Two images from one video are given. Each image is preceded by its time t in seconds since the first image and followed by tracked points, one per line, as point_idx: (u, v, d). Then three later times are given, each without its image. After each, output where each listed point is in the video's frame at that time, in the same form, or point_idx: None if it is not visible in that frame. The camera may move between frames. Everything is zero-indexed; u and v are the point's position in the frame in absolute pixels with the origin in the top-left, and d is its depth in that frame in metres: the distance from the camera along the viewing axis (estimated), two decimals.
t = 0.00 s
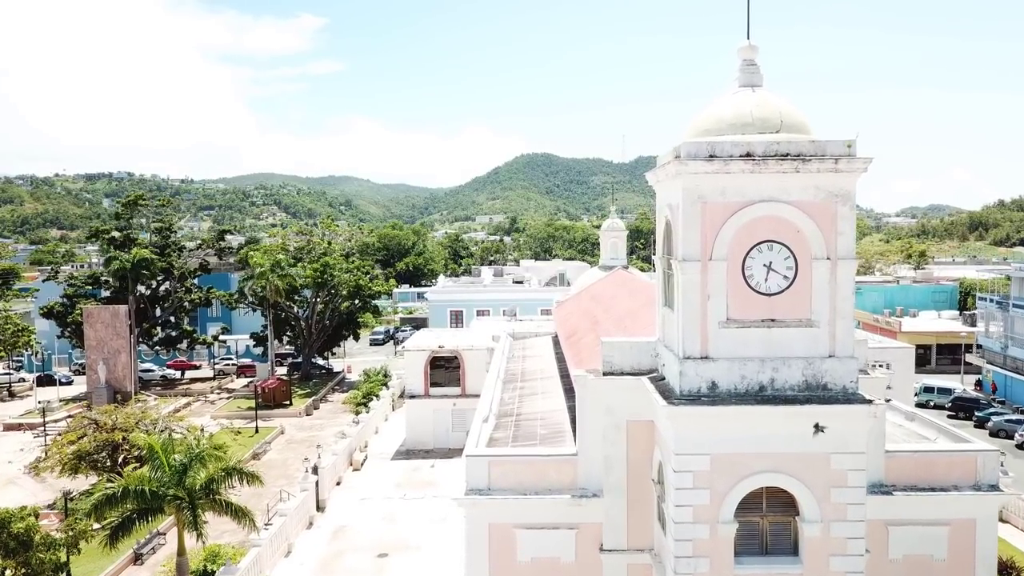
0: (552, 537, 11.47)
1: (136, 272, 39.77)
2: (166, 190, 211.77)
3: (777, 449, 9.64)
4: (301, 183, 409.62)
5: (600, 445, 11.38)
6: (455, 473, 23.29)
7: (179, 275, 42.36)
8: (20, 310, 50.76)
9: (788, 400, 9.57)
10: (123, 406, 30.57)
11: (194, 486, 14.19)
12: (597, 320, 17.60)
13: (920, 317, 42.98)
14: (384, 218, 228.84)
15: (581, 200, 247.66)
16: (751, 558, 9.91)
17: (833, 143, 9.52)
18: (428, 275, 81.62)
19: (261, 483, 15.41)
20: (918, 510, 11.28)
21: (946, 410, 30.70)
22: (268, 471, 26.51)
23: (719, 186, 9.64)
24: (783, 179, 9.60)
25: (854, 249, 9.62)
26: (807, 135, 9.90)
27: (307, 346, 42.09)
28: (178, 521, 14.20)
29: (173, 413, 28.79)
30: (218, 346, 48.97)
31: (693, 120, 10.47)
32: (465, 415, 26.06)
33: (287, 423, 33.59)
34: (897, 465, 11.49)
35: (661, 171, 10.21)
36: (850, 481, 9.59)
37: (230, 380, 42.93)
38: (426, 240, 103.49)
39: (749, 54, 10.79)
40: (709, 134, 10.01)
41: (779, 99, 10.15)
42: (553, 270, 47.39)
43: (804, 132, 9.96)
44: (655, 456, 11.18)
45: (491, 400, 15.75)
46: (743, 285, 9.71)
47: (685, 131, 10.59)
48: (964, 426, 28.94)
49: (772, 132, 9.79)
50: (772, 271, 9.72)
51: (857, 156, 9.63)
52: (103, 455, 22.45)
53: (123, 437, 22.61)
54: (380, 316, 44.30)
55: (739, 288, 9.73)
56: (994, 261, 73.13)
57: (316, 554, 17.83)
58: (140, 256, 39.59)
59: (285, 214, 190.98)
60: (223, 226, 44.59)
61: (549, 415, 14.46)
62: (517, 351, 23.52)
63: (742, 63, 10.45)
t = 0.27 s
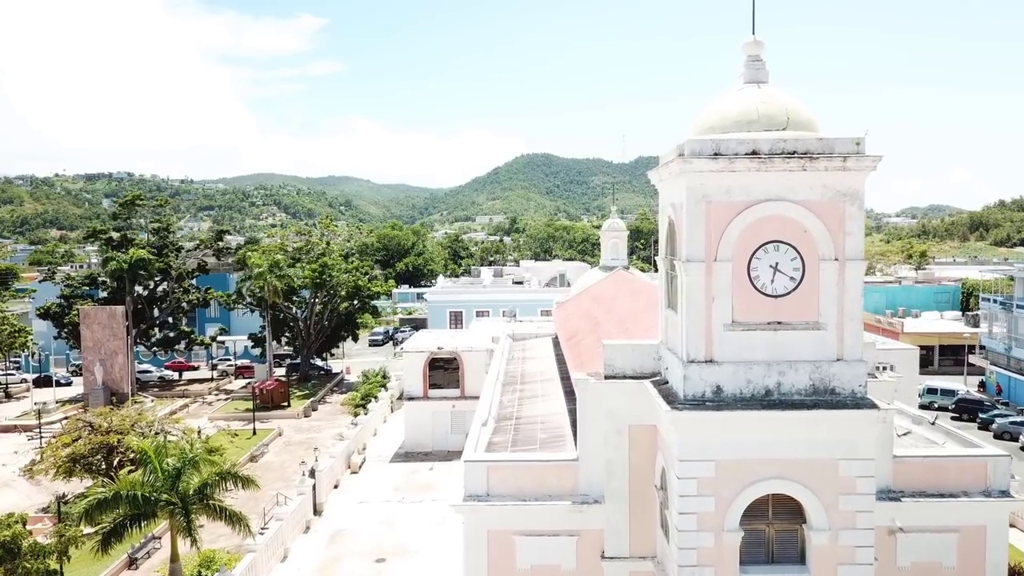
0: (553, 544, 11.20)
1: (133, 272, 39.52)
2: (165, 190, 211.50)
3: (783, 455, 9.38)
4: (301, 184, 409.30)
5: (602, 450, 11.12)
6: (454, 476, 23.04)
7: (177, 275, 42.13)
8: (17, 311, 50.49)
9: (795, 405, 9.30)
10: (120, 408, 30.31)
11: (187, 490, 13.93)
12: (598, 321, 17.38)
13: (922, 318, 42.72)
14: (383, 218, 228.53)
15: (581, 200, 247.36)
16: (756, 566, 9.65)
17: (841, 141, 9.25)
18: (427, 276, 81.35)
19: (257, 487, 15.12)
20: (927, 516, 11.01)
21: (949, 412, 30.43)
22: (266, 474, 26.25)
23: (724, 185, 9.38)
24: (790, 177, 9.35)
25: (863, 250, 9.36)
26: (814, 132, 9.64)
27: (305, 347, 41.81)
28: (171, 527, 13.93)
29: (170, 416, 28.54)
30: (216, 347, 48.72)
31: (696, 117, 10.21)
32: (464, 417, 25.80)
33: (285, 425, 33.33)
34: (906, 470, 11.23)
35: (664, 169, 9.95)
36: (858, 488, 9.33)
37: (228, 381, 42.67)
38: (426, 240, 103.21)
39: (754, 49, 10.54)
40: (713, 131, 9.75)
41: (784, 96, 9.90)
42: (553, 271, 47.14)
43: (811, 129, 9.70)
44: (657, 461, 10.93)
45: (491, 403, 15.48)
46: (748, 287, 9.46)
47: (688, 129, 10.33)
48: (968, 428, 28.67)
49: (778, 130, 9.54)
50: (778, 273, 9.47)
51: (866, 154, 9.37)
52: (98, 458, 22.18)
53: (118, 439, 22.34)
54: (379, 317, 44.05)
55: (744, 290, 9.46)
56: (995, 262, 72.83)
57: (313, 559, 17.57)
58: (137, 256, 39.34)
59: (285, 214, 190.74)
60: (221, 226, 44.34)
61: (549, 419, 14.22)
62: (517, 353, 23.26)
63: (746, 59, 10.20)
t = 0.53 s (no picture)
0: (553, 551, 10.97)
1: (131, 272, 39.32)
2: (165, 191, 211.31)
3: (789, 460, 9.16)
4: (301, 184, 408.97)
5: (603, 454, 10.91)
6: (453, 479, 22.81)
7: (175, 275, 42.04)
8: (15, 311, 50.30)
9: (801, 409, 9.08)
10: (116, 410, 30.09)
11: (181, 495, 13.69)
12: (598, 322, 17.18)
13: (924, 318, 42.48)
14: (383, 218, 228.29)
15: (580, 200, 247.09)
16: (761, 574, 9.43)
17: (849, 138, 9.03)
18: (427, 276, 81.12)
19: (253, 491, 14.88)
20: (935, 522, 10.78)
21: (953, 413, 30.18)
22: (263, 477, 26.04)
23: (729, 183, 9.15)
24: (796, 176, 9.13)
25: (871, 250, 9.14)
26: (821, 130, 9.42)
27: (304, 348, 41.57)
28: (165, 532, 13.70)
29: (166, 417, 28.31)
30: (215, 348, 48.51)
31: (700, 114, 9.97)
32: (463, 418, 25.57)
33: (283, 426, 33.10)
34: (913, 474, 11.01)
35: (667, 167, 9.73)
36: (866, 494, 9.11)
37: (226, 382, 42.45)
38: (426, 240, 102.94)
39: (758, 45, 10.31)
40: (717, 129, 9.52)
41: (790, 92, 9.68)
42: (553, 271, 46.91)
43: (818, 127, 9.47)
44: (660, 466, 10.71)
45: (490, 406, 15.26)
46: (754, 288, 9.22)
47: (691, 126, 10.10)
48: (972, 429, 28.44)
49: (784, 127, 9.31)
50: (784, 274, 9.24)
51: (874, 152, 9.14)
52: (93, 461, 21.94)
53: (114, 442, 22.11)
54: (378, 317, 43.81)
55: (749, 291, 9.23)
56: (995, 262, 72.58)
57: (310, 563, 17.34)
58: (135, 256, 39.13)
59: (285, 214, 190.58)
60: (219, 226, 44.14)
61: (549, 422, 14.00)
62: (516, 354, 23.04)
63: (751, 55, 9.98)
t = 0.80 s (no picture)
0: (553, 558, 10.69)
1: (128, 273, 39.04)
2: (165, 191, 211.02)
3: (797, 466, 8.88)
4: (301, 184, 409.00)
5: (604, 459, 10.63)
6: (452, 481, 22.55)
7: (172, 276, 41.70)
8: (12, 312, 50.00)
9: (809, 414, 8.80)
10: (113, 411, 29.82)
11: (173, 500, 13.41)
12: (599, 323, 16.91)
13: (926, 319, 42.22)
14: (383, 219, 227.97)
15: (580, 200, 246.78)
16: None
17: (858, 134, 8.76)
18: (426, 277, 80.85)
19: (247, 496, 14.62)
20: (945, 528, 10.51)
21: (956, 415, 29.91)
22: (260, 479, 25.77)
23: (734, 181, 8.88)
24: (804, 173, 8.85)
25: (881, 250, 8.87)
26: (829, 125, 9.17)
27: (302, 349, 41.29)
28: (157, 538, 13.42)
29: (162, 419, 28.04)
30: (212, 349, 48.22)
31: (704, 110, 9.73)
32: (462, 420, 25.31)
33: (281, 428, 32.83)
34: (922, 480, 10.75)
35: (671, 164, 9.46)
36: (876, 501, 8.83)
37: (224, 383, 42.18)
38: (426, 240, 102.63)
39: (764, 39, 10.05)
40: (722, 124, 9.26)
41: (797, 87, 9.43)
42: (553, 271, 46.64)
43: (826, 123, 9.22)
44: (663, 471, 10.44)
45: (489, 409, 14.99)
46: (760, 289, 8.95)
47: (696, 123, 9.86)
48: (975, 431, 28.17)
49: (791, 123, 9.06)
50: (791, 274, 8.97)
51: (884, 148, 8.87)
52: (87, 463, 21.66)
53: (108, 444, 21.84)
54: (377, 318, 43.54)
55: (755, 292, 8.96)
56: (996, 262, 72.34)
57: (306, 568, 17.07)
58: (132, 257, 38.85)
59: (285, 214, 190.31)
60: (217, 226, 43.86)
61: (549, 425, 13.73)
62: (516, 355, 22.78)
63: (757, 49, 9.72)
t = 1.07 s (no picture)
0: (553, 564, 10.44)
1: (125, 273, 38.78)
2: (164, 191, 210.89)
3: (804, 471, 8.63)
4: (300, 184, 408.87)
5: (606, 464, 10.39)
6: (451, 484, 22.33)
7: (170, 276, 41.41)
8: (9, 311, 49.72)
9: (816, 418, 8.56)
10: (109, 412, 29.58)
11: (166, 504, 13.17)
12: (600, 324, 16.69)
13: (929, 319, 41.97)
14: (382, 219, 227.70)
15: (580, 200, 246.50)
16: None
17: (867, 131, 8.53)
18: (426, 277, 80.62)
19: (242, 500, 14.39)
20: (954, 534, 10.27)
21: (959, 416, 29.67)
22: (258, 482, 25.57)
23: (740, 178, 8.64)
24: (812, 170, 8.61)
25: (890, 249, 8.63)
26: (837, 122, 8.93)
27: (300, 349, 41.04)
28: (150, 542, 13.18)
29: (159, 420, 27.81)
30: (211, 349, 47.98)
31: (708, 106, 9.49)
32: (461, 422, 25.08)
33: (279, 429, 32.61)
34: (930, 485, 10.51)
35: (674, 161, 9.22)
36: (886, 508, 8.59)
37: (222, 384, 41.94)
38: (425, 240, 102.39)
39: (769, 33, 9.81)
40: (727, 121, 9.02)
41: (804, 82, 9.20)
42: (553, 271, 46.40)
43: (834, 119, 8.98)
44: (666, 475, 10.19)
45: (489, 411, 14.74)
46: (766, 290, 8.71)
47: (700, 119, 9.63)
48: (979, 432, 27.93)
49: (797, 119, 8.83)
50: (798, 274, 8.73)
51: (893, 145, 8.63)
52: (82, 466, 21.42)
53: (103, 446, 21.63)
54: (376, 318, 43.28)
55: (761, 293, 8.72)
56: (997, 262, 72.11)
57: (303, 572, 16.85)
58: (129, 257, 38.60)
59: (285, 214, 190.21)
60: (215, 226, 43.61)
61: (549, 428, 13.49)
62: (515, 356, 22.54)
63: (762, 44, 9.48)
